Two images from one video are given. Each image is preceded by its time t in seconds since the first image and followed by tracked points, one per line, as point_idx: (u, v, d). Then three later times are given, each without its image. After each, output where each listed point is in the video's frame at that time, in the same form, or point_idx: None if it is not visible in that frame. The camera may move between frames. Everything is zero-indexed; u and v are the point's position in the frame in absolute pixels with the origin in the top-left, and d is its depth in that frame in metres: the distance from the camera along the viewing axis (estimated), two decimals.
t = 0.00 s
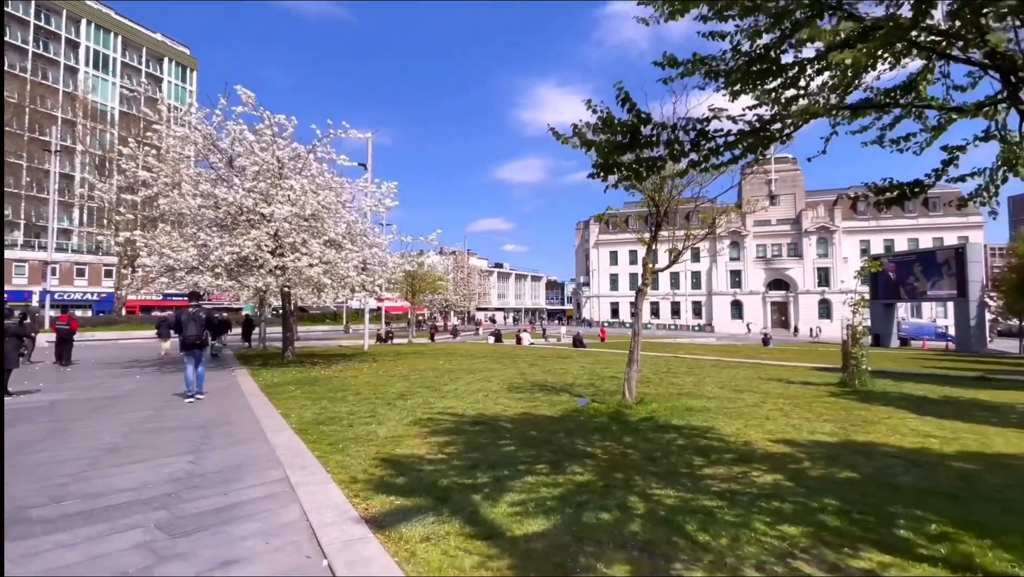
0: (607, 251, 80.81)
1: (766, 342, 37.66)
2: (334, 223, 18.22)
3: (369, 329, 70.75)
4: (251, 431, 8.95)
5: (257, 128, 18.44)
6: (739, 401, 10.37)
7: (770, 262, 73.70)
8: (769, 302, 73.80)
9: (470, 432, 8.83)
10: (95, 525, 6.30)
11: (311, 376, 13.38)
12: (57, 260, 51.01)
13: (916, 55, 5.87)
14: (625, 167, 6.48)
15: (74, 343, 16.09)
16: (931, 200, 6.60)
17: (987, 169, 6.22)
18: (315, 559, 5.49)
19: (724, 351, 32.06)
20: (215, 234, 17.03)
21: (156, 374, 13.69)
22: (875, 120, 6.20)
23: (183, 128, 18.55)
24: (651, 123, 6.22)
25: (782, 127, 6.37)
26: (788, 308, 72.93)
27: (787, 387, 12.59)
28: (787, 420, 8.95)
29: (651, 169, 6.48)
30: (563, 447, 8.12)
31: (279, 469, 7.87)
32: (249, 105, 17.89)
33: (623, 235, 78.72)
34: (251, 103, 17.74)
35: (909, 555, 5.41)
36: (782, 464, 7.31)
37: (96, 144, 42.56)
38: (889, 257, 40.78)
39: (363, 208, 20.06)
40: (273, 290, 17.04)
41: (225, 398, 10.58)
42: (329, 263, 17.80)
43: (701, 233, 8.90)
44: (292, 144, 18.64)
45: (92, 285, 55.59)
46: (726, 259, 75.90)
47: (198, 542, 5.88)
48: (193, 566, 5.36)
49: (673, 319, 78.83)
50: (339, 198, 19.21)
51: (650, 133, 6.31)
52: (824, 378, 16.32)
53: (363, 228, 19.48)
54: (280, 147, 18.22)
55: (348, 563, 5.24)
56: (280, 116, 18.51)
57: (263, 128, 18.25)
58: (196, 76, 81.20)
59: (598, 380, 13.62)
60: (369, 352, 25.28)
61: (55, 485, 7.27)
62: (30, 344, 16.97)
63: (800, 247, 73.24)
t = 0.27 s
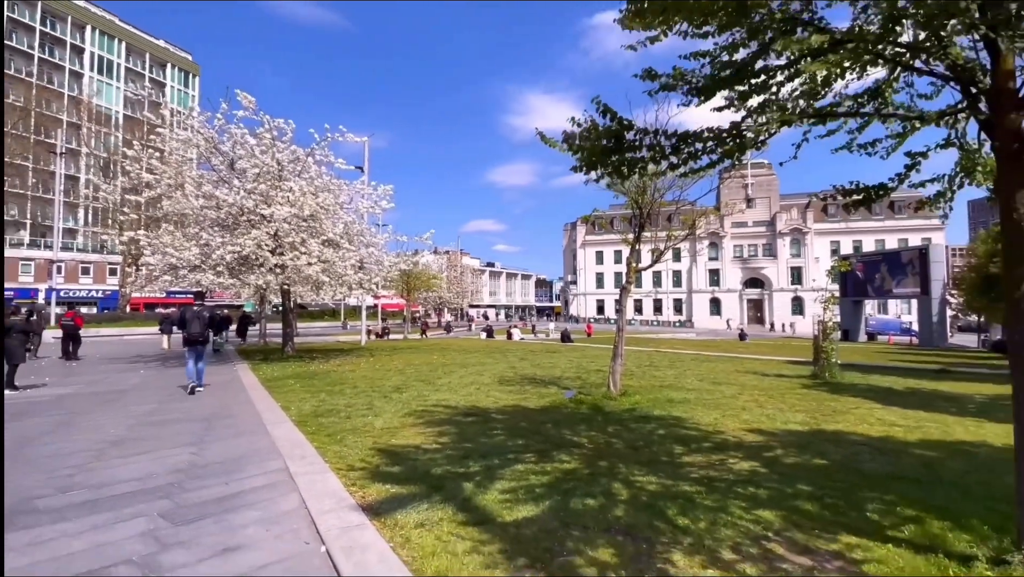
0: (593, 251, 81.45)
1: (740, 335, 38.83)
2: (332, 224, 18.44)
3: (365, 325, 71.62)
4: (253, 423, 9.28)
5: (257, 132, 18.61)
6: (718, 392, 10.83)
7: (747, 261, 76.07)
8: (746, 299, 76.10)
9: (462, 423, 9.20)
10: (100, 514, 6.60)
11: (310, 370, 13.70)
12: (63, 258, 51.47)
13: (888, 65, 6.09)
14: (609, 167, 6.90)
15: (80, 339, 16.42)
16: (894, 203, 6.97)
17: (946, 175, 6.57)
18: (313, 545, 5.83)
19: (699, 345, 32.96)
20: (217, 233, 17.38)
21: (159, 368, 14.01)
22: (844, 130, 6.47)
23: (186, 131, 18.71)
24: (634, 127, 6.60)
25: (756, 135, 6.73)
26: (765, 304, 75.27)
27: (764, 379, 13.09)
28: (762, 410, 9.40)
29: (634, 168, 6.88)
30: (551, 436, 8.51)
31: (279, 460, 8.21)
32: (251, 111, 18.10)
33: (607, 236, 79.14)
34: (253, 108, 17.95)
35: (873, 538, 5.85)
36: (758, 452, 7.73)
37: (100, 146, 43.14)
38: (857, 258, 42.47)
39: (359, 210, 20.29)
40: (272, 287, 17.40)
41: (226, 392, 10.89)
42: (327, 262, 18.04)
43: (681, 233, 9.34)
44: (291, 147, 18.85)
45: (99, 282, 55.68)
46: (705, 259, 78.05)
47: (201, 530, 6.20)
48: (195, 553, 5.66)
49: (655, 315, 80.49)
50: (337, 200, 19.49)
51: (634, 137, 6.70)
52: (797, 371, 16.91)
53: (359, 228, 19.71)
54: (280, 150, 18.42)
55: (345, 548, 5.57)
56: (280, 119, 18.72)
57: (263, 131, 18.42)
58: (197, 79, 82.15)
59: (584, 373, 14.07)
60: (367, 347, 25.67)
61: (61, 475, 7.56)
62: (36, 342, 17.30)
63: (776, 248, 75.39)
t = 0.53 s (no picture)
0: (579, 250, 81.81)
1: (720, 330, 39.68)
2: (325, 223, 18.89)
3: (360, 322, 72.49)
4: (247, 417, 9.49)
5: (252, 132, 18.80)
6: (698, 385, 11.22)
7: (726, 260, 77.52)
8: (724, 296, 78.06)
9: (451, 416, 9.47)
10: (96, 508, 6.77)
11: (303, 365, 13.90)
12: (58, 255, 51.50)
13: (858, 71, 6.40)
14: (593, 167, 7.21)
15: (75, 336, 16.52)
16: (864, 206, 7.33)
17: (914, 179, 6.93)
18: (307, 535, 6.07)
19: (679, 340, 33.59)
20: (212, 232, 17.68)
21: (154, 363, 14.18)
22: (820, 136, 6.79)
23: (180, 131, 18.84)
24: (619, 129, 6.91)
25: (735, 140, 7.08)
26: (741, 301, 77.23)
27: (743, 372, 13.53)
28: (739, 402, 9.79)
29: (617, 169, 7.19)
30: (537, 428, 8.81)
31: (273, 453, 8.44)
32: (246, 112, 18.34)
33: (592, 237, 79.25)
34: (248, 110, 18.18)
35: (843, 524, 6.22)
36: (735, 442, 8.10)
37: (95, 144, 43.29)
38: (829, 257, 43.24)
39: (352, 209, 20.65)
40: (267, 285, 17.61)
41: (221, 386, 11.09)
42: (320, 260, 18.24)
43: (663, 233, 9.69)
44: (285, 148, 19.10)
45: (94, 279, 55.60)
46: (686, 258, 79.33)
47: (196, 522, 6.41)
48: (190, 545, 5.85)
49: (639, 312, 82.15)
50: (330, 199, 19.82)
51: (618, 138, 7.01)
52: (773, 364, 17.43)
53: (352, 227, 20.01)
54: (274, 151, 18.67)
55: (337, 538, 5.79)
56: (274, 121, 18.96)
57: (258, 132, 18.60)
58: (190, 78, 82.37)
59: (570, 367, 14.42)
60: (360, 343, 25.88)
61: (57, 469, 7.71)
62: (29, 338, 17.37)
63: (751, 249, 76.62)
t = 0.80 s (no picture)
0: (565, 248, 82.70)
1: (702, 324, 40.55)
2: (314, 220, 19.16)
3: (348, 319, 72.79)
4: (236, 413, 9.57)
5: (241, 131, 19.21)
6: (679, 379, 11.54)
7: (704, 259, 78.92)
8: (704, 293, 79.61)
9: (439, 411, 9.65)
10: (83, 503, 6.80)
11: (292, 361, 13.98)
12: (45, 253, 51.15)
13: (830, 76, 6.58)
14: (579, 167, 7.41)
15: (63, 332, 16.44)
16: (837, 206, 7.64)
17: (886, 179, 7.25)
18: (296, 528, 6.17)
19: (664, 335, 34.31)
20: (201, 230, 17.93)
21: (142, 359, 14.20)
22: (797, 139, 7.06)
23: (169, 128, 19.36)
24: (604, 129, 7.12)
25: (716, 142, 7.34)
26: (721, 298, 78.85)
27: (724, 366, 13.91)
28: (718, 395, 10.10)
29: (603, 169, 7.40)
30: (524, 422, 9.03)
31: (263, 448, 8.54)
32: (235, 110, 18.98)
33: (576, 235, 79.92)
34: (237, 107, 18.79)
35: (817, 512, 6.52)
36: (714, 434, 8.39)
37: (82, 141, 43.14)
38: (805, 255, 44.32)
39: (342, 207, 21.17)
40: (256, 282, 17.77)
41: (210, 382, 11.14)
42: (309, 257, 18.54)
43: (646, 232, 9.99)
44: (274, 146, 19.51)
45: (82, 277, 55.22)
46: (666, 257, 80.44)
47: (184, 517, 6.47)
48: (179, 539, 5.91)
49: (622, 309, 83.45)
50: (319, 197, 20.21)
51: (603, 139, 7.21)
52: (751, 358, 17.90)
53: (341, 224, 20.42)
54: (263, 149, 19.05)
55: (327, 531, 5.90)
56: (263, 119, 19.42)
57: (247, 130, 18.99)
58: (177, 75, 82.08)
59: (557, 362, 14.70)
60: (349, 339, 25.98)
61: (45, 465, 7.73)
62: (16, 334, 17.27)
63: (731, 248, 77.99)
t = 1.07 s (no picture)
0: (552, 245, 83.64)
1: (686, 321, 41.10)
2: (300, 216, 19.24)
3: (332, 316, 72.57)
4: (220, 410, 9.51)
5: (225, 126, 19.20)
6: (663, 375, 11.72)
7: (689, 257, 79.96)
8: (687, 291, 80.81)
9: (426, 407, 9.69)
10: (64, 503, 6.70)
11: (277, 358, 13.90)
12: (23, 249, 50.28)
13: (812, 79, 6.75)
14: (566, 165, 7.52)
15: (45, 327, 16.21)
16: (816, 206, 7.83)
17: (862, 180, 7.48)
18: (281, 527, 6.15)
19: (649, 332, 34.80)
20: (184, 225, 17.88)
21: (123, 357, 14.04)
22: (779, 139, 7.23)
23: (152, 122, 19.28)
24: (591, 128, 7.24)
25: (700, 141, 7.50)
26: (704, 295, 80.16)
27: (708, 362, 14.14)
28: (701, 391, 10.28)
29: (588, 168, 7.52)
30: (510, 418, 9.11)
31: (247, 446, 8.50)
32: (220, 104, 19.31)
33: (563, 233, 80.58)
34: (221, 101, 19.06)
35: (796, 505, 6.70)
36: (697, 429, 8.54)
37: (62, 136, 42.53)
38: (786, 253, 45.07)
39: (329, 203, 21.39)
40: (241, 278, 17.79)
41: (193, 380, 11.05)
42: (295, 254, 18.64)
43: (632, 231, 10.14)
44: (259, 142, 19.30)
45: (61, 273, 54.38)
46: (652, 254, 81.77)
47: (166, 516, 6.40)
48: (161, 539, 5.85)
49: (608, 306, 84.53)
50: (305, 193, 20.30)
51: (590, 138, 7.34)
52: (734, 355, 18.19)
53: (327, 221, 20.59)
54: (248, 145, 18.84)
55: (312, 529, 5.89)
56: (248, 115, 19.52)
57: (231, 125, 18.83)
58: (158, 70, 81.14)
59: (543, 359, 14.82)
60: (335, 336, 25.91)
61: (24, 464, 7.62)
62: None
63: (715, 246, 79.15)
